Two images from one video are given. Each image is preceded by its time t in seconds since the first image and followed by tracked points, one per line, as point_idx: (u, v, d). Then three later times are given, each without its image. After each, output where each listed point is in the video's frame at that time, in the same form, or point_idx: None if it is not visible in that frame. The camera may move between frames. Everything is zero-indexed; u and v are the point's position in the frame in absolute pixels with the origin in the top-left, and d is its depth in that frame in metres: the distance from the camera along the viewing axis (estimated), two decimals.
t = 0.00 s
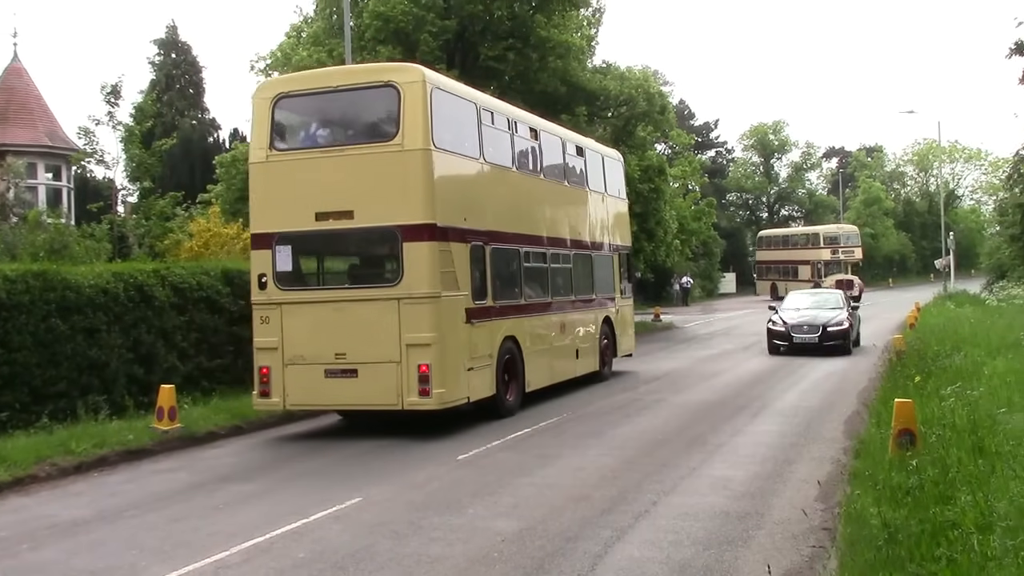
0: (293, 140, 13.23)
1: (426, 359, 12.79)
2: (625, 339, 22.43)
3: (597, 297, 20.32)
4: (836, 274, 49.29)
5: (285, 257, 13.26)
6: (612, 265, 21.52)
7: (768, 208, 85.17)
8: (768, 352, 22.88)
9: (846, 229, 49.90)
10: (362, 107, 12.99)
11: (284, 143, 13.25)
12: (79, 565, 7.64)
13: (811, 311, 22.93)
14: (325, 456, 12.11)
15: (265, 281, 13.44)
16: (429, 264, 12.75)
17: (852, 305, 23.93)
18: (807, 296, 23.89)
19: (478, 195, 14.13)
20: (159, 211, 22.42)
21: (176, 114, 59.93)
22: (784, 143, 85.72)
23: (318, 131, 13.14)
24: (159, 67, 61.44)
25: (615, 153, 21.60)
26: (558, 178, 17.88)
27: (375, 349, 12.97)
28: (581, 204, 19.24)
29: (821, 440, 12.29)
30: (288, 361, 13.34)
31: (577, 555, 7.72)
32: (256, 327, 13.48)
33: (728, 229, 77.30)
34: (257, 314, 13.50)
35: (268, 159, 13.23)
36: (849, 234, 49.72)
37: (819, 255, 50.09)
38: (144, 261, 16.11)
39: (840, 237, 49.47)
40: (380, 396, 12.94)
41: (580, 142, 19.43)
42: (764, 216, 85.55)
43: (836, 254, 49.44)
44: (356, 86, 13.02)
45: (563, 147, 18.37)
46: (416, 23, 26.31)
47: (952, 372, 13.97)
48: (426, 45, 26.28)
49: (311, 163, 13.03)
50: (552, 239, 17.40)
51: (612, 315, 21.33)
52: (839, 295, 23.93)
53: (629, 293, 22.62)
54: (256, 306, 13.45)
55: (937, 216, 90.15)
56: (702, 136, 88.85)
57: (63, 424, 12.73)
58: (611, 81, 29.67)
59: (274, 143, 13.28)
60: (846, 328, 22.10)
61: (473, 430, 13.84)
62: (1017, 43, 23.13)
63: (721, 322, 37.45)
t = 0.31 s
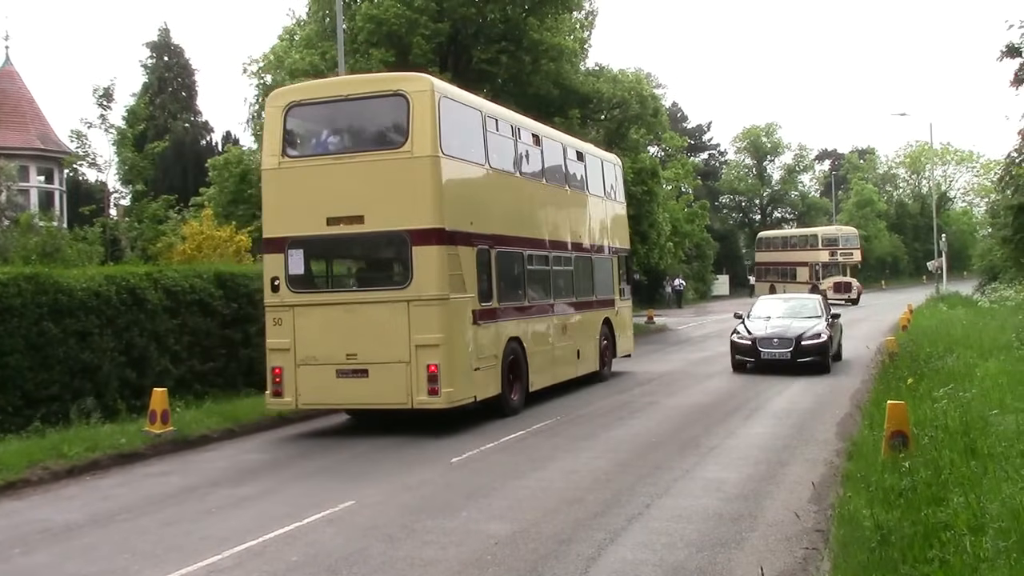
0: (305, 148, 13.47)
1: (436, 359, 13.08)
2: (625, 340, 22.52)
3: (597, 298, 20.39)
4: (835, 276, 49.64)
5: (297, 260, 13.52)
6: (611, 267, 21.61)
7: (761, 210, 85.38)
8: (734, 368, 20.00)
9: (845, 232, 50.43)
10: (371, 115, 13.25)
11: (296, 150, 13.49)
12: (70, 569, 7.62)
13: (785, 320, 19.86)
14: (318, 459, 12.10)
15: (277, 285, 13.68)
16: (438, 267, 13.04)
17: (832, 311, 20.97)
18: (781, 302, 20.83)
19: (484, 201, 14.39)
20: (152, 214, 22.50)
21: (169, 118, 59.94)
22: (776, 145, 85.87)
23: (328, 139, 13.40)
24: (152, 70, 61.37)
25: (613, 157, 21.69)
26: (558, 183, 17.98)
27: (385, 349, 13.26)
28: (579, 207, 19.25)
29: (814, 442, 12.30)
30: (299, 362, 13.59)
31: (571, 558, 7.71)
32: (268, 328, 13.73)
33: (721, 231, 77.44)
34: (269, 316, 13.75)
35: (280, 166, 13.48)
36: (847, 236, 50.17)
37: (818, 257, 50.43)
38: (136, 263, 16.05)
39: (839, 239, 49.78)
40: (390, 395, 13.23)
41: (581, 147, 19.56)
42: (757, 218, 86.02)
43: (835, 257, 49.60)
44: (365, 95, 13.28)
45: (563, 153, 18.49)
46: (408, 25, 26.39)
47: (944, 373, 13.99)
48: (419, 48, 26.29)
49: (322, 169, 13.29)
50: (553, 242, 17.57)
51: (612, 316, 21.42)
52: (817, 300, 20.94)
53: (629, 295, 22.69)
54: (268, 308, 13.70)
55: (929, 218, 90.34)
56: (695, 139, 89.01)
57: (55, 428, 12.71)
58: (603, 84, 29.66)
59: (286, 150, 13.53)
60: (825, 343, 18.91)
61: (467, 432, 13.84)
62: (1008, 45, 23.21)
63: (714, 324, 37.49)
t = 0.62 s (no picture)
0: (313, 151, 13.82)
1: (440, 358, 13.46)
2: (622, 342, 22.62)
3: (596, 300, 20.44)
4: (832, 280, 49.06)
5: (305, 261, 13.90)
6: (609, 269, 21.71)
7: (753, 213, 85.40)
8: (682, 393, 16.60)
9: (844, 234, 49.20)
10: (378, 120, 13.59)
11: (305, 153, 13.86)
12: (58, 569, 7.59)
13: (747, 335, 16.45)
14: (309, 460, 12.08)
15: (286, 284, 14.06)
16: (442, 269, 13.43)
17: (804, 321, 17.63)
18: (745, 312, 17.42)
19: (488, 203, 14.72)
20: (143, 213, 22.05)
21: (160, 116, 59.83)
22: (770, 149, 85.97)
23: (336, 142, 13.74)
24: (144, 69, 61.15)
25: (612, 163, 21.80)
26: (557, 185, 18.11)
27: (390, 349, 13.65)
28: (578, 210, 19.34)
29: (805, 444, 12.32)
30: (307, 360, 13.97)
31: (562, 559, 7.72)
32: (276, 326, 14.10)
33: (714, 234, 77.53)
34: (277, 315, 14.13)
35: (289, 169, 13.84)
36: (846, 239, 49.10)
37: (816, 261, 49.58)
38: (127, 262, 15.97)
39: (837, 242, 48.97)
40: (395, 392, 13.62)
41: (580, 151, 19.69)
42: (750, 221, 86.01)
43: (832, 261, 48.90)
44: (373, 100, 13.62)
45: (563, 157, 18.63)
46: (403, 26, 26.31)
47: (934, 378, 14.05)
48: (413, 48, 26.27)
49: (330, 173, 13.65)
50: (554, 244, 17.76)
51: (610, 317, 21.51)
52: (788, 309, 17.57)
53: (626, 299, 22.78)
54: (276, 307, 14.07)
55: (920, 223, 90.55)
56: (688, 141, 89.07)
57: (45, 427, 12.67)
58: (598, 86, 29.52)
59: (295, 153, 13.88)
60: (793, 363, 15.49)
61: (460, 433, 13.87)
62: (1000, 50, 23.30)
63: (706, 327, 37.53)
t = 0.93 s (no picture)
0: (320, 155, 13.89)
1: (444, 358, 13.58)
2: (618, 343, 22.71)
3: (596, 301, 20.52)
4: (830, 282, 48.57)
5: (311, 263, 13.97)
6: (608, 272, 21.80)
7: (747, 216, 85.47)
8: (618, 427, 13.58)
9: (842, 236, 48.87)
10: (384, 125, 13.66)
11: (312, 157, 13.92)
12: (49, 570, 7.55)
13: (701, 352, 13.33)
14: (303, 461, 12.06)
15: (292, 285, 14.14)
16: (446, 271, 13.54)
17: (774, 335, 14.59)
18: (700, 322, 14.38)
19: (491, 207, 14.81)
20: (137, 213, 22.28)
21: (155, 117, 59.75)
22: (764, 152, 86.15)
23: (342, 146, 13.82)
24: (139, 68, 61.03)
25: (612, 166, 21.87)
26: (557, 188, 18.19)
27: (395, 349, 13.76)
28: (578, 212, 19.42)
29: (798, 447, 12.34)
30: (312, 360, 14.07)
31: (555, 562, 7.71)
32: (283, 327, 14.19)
33: (708, 237, 77.68)
34: (284, 315, 14.21)
35: (296, 173, 13.90)
36: (844, 242, 48.84)
37: (813, 263, 49.44)
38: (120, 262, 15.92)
39: (835, 244, 48.70)
40: (400, 392, 13.75)
41: (580, 155, 19.77)
42: (744, 224, 86.06)
43: (829, 263, 48.71)
44: (378, 105, 13.70)
45: (563, 161, 18.70)
46: (397, 27, 26.36)
47: (927, 381, 14.08)
48: (408, 49, 26.29)
49: (336, 176, 13.72)
50: (554, 247, 17.87)
51: (609, 318, 21.62)
52: (755, 319, 14.54)
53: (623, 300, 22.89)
54: (283, 307, 14.16)
55: (914, 226, 90.75)
56: (682, 144, 89.20)
57: (37, 427, 12.63)
58: (592, 88, 29.41)
59: (302, 157, 13.94)
60: (754, 389, 12.45)
61: (454, 434, 13.86)
62: (994, 55, 23.40)
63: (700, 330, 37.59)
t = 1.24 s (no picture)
0: (327, 158, 14.02)
1: (448, 357, 13.82)
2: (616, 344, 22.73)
3: (596, 301, 20.55)
4: (827, 284, 48.29)
5: (319, 264, 14.14)
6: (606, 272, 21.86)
7: (741, 218, 85.52)
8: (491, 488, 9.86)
9: (840, 238, 48.56)
10: (390, 129, 13.81)
11: (319, 159, 14.04)
12: (40, 570, 7.52)
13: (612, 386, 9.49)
14: (296, 461, 12.04)
15: (300, 286, 14.33)
16: (451, 272, 13.75)
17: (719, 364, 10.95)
18: (622, 344, 10.70)
19: (495, 209, 14.97)
20: (131, 213, 22.05)
21: (148, 116, 59.64)
22: (757, 153, 86.30)
23: (349, 150, 13.96)
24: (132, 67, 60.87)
25: (610, 168, 21.92)
26: (557, 190, 18.26)
27: (401, 348, 13.97)
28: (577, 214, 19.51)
29: (791, 448, 12.35)
30: (319, 359, 14.27)
31: (549, 562, 7.72)
32: (290, 326, 14.39)
33: (702, 238, 77.74)
34: (291, 315, 14.40)
35: (304, 175, 14.03)
36: (842, 244, 48.63)
37: (810, 265, 49.26)
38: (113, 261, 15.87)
39: (832, 246, 48.48)
40: (406, 390, 13.97)
41: (580, 158, 19.84)
42: (738, 225, 86.14)
43: (826, 265, 48.55)
44: (385, 110, 13.84)
45: (563, 163, 18.78)
46: (392, 28, 26.40)
47: (920, 382, 14.12)
48: (402, 50, 26.30)
49: (343, 179, 13.88)
50: (555, 248, 17.96)
51: (609, 317, 21.64)
52: (697, 344, 10.84)
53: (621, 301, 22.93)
54: (291, 307, 14.35)
55: (907, 228, 90.93)
56: (676, 145, 89.29)
57: (29, 427, 12.60)
58: (587, 89, 29.30)
59: (309, 160, 14.06)
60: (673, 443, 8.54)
61: (448, 435, 13.85)
62: (987, 57, 23.47)
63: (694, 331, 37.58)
